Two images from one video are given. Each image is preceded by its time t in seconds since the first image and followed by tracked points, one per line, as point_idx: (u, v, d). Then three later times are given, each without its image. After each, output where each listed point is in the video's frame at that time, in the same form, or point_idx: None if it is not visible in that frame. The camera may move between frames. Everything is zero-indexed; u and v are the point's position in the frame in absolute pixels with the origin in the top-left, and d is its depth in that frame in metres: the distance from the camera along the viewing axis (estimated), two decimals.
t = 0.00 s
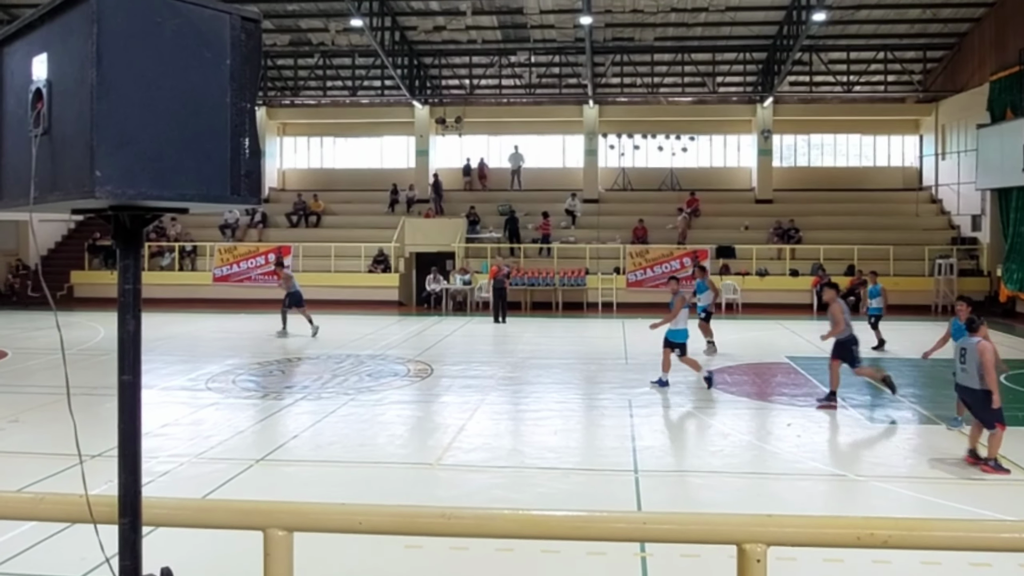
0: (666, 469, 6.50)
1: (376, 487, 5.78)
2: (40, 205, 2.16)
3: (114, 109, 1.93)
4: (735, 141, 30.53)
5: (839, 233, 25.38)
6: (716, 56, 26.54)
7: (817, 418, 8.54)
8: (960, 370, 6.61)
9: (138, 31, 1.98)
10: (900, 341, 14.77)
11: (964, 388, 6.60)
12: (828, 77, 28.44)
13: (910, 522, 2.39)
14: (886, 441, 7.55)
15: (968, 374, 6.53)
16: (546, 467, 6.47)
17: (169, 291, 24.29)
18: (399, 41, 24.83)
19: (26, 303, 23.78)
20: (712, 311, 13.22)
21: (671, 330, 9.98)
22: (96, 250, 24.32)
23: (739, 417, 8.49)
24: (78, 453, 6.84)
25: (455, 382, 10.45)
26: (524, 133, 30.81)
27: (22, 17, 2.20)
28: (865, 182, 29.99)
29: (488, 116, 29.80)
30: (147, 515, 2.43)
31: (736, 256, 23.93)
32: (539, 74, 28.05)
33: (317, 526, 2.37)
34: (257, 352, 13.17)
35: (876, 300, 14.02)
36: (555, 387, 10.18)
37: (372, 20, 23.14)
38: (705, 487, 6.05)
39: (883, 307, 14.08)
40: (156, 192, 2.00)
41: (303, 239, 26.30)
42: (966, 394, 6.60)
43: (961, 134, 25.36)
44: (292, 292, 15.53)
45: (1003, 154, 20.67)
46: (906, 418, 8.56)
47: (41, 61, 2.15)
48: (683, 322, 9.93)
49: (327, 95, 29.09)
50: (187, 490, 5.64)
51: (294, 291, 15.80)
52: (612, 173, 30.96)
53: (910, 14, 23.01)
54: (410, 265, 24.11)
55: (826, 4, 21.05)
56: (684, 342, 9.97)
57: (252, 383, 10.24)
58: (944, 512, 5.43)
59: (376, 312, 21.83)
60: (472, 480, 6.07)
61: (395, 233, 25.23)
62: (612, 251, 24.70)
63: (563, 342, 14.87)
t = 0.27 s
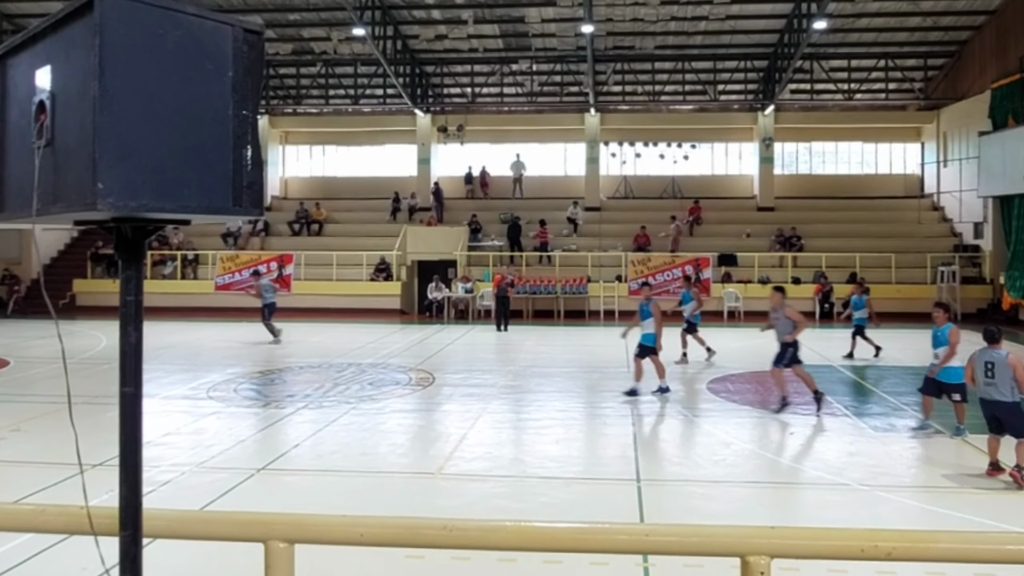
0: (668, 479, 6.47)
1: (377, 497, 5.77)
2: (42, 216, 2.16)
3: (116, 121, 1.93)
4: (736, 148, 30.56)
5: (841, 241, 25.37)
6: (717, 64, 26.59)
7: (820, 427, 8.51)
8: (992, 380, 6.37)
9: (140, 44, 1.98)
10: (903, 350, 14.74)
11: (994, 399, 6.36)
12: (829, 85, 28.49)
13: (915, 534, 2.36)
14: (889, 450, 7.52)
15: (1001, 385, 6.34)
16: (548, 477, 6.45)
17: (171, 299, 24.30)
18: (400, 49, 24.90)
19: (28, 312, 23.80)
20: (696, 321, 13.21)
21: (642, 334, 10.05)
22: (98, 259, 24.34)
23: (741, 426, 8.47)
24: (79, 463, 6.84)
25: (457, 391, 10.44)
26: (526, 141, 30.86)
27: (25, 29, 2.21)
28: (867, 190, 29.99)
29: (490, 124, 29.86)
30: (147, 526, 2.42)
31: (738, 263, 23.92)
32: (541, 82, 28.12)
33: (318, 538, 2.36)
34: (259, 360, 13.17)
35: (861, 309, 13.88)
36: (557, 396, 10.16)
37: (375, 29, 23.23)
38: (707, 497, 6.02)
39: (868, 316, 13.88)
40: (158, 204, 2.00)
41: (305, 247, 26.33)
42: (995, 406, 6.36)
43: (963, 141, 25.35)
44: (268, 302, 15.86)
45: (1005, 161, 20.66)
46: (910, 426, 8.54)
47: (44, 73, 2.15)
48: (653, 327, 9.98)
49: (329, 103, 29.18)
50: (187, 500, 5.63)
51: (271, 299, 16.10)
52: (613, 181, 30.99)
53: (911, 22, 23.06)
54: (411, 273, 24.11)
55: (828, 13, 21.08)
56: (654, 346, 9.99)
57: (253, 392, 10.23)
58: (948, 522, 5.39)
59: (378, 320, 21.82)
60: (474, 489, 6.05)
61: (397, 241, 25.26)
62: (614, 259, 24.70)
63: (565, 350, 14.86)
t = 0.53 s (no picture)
0: (669, 486, 6.46)
1: (376, 506, 5.75)
2: (38, 229, 2.15)
3: (112, 134, 1.93)
4: (735, 154, 30.62)
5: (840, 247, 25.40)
6: (715, 70, 26.66)
7: (820, 433, 8.50)
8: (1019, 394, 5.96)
9: (137, 57, 1.98)
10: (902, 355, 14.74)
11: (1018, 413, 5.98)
12: (827, 91, 28.57)
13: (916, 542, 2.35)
14: (890, 456, 7.50)
15: None
16: (548, 484, 6.43)
17: (170, 307, 24.28)
18: (399, 57, 24.95)
19: (26, 321, 23.76)
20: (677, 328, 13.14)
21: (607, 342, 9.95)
22: (96, 267, 24.32)
23: (741, 432, 8.46)
24: (77, 472, 6.81)
25: (456, 398, 10.43)
26: (524, 148, 30.92)
27: (22, 41, 2.21)
28: (865, 195, 30.05)
29: (488, 131, 29.91)
30: (143, 539, 2.40)
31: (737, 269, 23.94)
32: (539, 89, 28.18)
33: (316, 550, 2.35)
34: (258, 368, 13.15)
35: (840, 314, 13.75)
36: (556, 403, 10.15)
37: (373, 36, 23.29)
38: (707, 504, 6.01)
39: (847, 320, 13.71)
40: (154, 216, 1.99)
41: (304, 255, 26.34)
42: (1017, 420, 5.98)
43: (960, 146, 25.39)
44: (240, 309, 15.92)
45: (1003, 166, 20.70)
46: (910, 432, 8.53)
47: (41, 85, 2.15)
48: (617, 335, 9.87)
49: (327, 111, 29.23)
50: (186, 510, 5.61)
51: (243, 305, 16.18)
52: (612, 187, 31.04)
53: (908, 28, 23.16)
54: (410, 280, 24.11)
55: (825, 19, 21.15)
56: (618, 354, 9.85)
57: (252, 400, 10.21)
58: (949, 529, 5.38)
59: (377, 327, 21.80)
60: (473, 497, 6.03)
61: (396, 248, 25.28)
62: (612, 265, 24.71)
63: (564, 357, 14.85)
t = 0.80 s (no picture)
0: (664, 490, 6.45)
1: (370, 512, 5.72)
2: (28, 234, 2.14)
3: (103, 138, 1.92)
4: (728, 158, 30.71)
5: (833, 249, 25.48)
6: (708, 74, 26.74)
7: (814, 435, 8.51)
8: None
9: (128, 60, 1.97)
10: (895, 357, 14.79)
11: None
12: (819, 95, 28.69)
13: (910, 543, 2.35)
14: (885, 458, 7.51)
15: None
16: (542, 489, 6.42)
17: (162, 313, 24.17)
18: (392, 62, 24.96)
19: (17, 328, 23.60)
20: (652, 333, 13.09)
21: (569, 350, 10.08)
22: (88, 273, 24.19)
23: (736, 435, 8.46)
24: (68, 480, 6.77)
25: (450, 402, 10.40)
26: (518, 152, 30.96)
27: (12, 46, 2.20)
28: (857, 198, 30.18)
29: (482, 135, 29.92)
30: (134, 545, 2.38)
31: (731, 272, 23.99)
32: (532, 93, 28.23)
33: (309, 556, 2.34)
34: (251, 374, 13.09)
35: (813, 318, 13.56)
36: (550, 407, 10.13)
37: (366, 41, 23.30)
38: (702, 507, 6.00)
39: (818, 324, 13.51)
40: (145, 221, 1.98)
41: (297, 260, 26.28)
42: None
43: (952, 149, 25.51)
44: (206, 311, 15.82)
45: (994, 168, 20.81)
46: (904, 434, 8.55)
47: (31, 89, 2.14)
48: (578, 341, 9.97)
49: (321, 115, 29.22)
50: (178, 518, 5.57)
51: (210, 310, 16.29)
52: (606, 191, 31.09)
53: (899, 31, 23.29)
54: (404, 285, 24.06)
55: (817, 22, 21.22)
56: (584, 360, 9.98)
57: (245, 406, 10.17)
58: (944, 530, 5.39)
59: (371, 332, 21.75)
60: (468, 502, 6.01)
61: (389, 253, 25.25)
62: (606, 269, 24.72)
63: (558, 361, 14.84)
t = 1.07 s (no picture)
0: (656, 492, 6.45)
1: (363, 517, 5.69)
2: (14, 238, 2.12)
3: (92, 140, 1.90)
4: (719, 160, 30.82)
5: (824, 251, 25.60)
6: (699, 77, 26.83)
7: (807, 436, 8.53)
8: None
9: (117, 63, 1.96)
10: (886, 359, 14.86)
11: None
12: (809, 97, 28.84)
13: (904, 544, 2.34)
14: (875, 458, 7.53)
15: None
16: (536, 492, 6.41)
17: (153, 318, 24.03)
18: (384, 65, 24.95)
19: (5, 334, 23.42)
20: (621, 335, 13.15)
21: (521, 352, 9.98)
22: (77, 278, 24.05)
23: (728, 437, 8.48)
24: (56, 487, 6.71)
25: (443, 406, 10.38)
26: (509, 155, 31.00)
27: None
28: (848, 200, 30.34)
29: (474, 138, 29.95)
30: (123, 552, 2.35)
31: (723, 274, 24.06)
32: (524, 96, 28.27)
33: (300, 561, 2.32)
34: (242, 379, 13.03)
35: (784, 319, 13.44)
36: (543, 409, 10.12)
37: (358, 44, 23.28)
38: (695, 508, 6.00)
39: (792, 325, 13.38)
40: (135, 225, 1.96)
41: (288, 264, 26.20)
42: None
43: (942, 150, 25.68)
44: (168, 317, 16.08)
45: (984, 169, 20.95)
46: (895, 434, 8.59)
47: (18, 91, 2.12)
48: (531, 344, 9.93)
49: (312, 119, 29.18)
50: (168, 524, 5.52)
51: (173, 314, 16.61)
52: (598, 194, 31.15)
53: (888, 34, 23.44)
54: (396, 289, 24.01)
55: (807, 25, 21.34)
56: (533, 365, 9.93)
57: (236, 411, 10.11)
58: (936, 530, 5.40)
59: (363, 336, 21.69)
60: (461, 506, 5.99)
61: (381, 256, 25.21)
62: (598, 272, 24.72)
63: (551, 363, 14.84)
